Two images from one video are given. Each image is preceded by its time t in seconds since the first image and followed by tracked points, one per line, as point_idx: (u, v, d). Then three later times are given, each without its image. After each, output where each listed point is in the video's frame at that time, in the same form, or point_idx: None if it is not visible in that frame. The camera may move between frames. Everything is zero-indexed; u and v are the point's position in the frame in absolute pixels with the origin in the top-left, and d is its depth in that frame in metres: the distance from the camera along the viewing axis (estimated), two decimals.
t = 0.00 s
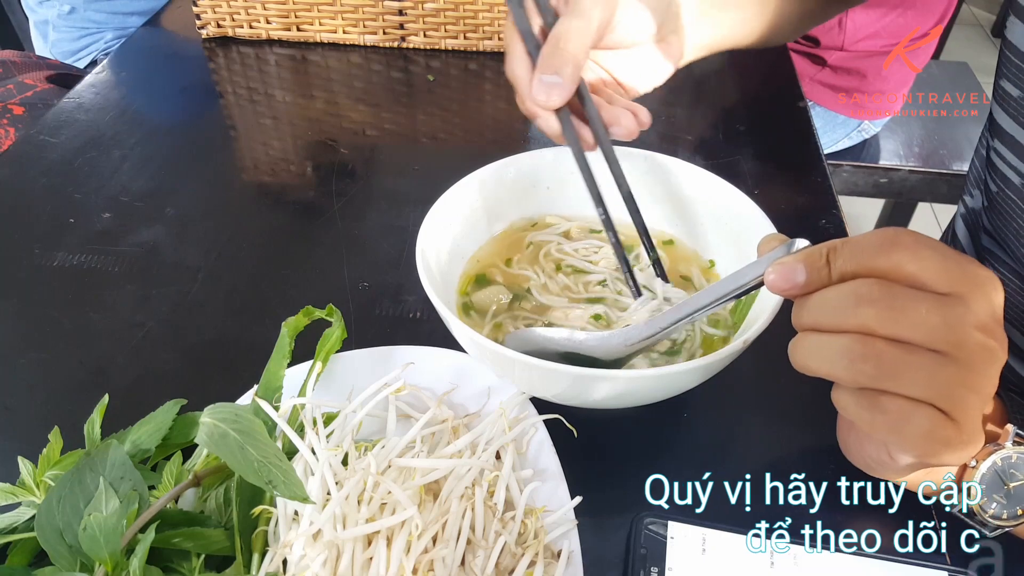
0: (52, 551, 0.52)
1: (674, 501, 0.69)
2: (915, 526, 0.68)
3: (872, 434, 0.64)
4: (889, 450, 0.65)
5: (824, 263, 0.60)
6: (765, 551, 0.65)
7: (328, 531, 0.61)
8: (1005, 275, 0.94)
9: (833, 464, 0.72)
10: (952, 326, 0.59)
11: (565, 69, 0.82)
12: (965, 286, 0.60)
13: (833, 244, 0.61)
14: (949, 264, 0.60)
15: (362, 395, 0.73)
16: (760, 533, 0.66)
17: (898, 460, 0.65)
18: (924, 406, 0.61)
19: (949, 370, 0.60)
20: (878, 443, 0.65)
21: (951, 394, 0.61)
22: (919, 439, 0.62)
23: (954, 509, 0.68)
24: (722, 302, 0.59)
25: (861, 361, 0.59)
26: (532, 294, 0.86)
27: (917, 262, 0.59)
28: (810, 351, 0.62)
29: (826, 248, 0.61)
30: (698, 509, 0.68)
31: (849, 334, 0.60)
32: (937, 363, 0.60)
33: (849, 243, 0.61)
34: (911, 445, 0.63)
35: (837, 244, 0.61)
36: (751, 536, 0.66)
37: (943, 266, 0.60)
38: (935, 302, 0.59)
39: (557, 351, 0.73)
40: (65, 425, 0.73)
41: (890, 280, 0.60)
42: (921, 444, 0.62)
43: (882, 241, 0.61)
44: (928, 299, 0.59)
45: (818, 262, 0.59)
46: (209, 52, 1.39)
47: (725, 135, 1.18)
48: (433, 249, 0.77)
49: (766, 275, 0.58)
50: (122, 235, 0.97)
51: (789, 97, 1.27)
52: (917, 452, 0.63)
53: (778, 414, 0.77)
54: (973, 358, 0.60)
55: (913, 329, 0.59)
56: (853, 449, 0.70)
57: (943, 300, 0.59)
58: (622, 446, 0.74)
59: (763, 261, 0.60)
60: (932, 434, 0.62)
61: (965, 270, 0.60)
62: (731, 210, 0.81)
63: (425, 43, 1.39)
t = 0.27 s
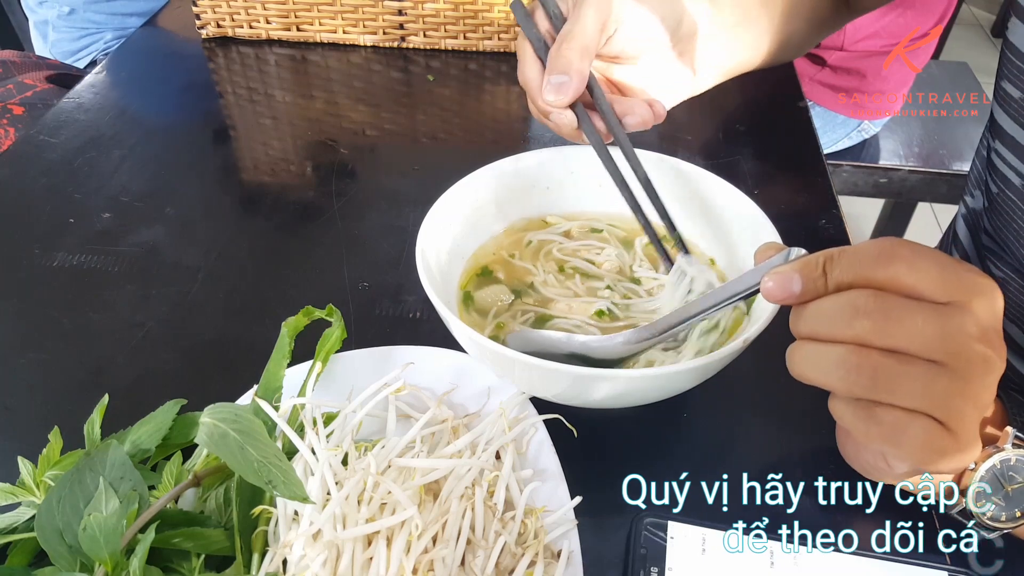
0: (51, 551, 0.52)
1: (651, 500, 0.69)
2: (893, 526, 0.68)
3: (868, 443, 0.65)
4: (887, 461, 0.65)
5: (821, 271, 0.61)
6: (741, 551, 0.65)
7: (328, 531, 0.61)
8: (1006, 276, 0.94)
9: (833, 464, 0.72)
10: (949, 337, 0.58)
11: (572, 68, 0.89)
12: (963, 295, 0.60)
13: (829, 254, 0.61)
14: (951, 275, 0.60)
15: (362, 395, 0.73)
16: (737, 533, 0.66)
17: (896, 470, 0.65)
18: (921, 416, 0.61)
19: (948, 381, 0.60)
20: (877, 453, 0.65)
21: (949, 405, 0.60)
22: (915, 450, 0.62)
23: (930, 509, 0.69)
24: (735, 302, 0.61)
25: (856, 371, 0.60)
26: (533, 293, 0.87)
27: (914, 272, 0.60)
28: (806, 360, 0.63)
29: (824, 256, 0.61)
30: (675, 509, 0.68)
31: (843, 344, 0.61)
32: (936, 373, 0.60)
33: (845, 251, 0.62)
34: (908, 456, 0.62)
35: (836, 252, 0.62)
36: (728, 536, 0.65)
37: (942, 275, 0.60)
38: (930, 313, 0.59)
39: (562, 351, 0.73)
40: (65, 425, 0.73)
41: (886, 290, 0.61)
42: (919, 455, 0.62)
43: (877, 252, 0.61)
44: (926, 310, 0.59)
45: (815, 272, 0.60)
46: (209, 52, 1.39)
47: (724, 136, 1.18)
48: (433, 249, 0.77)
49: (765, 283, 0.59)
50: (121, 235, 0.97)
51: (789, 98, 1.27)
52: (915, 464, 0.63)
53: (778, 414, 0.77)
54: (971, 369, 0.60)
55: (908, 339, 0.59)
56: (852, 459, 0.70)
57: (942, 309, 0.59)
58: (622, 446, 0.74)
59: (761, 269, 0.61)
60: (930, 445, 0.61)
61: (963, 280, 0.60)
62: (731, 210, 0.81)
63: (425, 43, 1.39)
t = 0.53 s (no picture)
0: (51, 552, 0.52)
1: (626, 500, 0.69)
2: (870, 526, 0.67)
3: (865, 450, 0.65)
4: (885, 466, 0.65)
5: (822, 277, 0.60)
6: (718, 551, 0.65)
7: (328, 531, 0.61)
8: (1009, 275, 0.93)
9: (833, 464, 0.72)
10: (947, 345, 0.59)
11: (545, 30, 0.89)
12: (961, 303, 0.60)
13: (828, 260, 0.61)
14: (949, 283, 0.60)
15: (362, 395, 0.73)
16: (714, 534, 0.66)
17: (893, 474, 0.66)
18: (917, 423, 0.62)
19: (945, 388, 0.60)
20: (873, 459, 0.65)
21: (946, 412, 0.61)
22: (912, 456, 0.62)
23: (908, 509, 0.69)
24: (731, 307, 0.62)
25: (853, 378, 0.60)
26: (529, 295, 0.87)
27: (912, 279, 0.60)
28: (803, 367, 0.63)
29: (824, 261, 0.61)
30: (652, 509, 0.68)
31: (842, 351, 0.61)
32: (933, 380, 0.60)
33: (845, 258, 0.61)
34: (905, 462, 0.63)
35: (836, 258, 0.61)
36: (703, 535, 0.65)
37: (940, 282, 0.60)
38: (929, 321, 0.59)
39: (561, 354, 0.73)
40: (65, 425, 0.73)
41: (884, 297, 0.61)
42: (915, 461, 0.63)
43: (876, 260, 0.61)
44: (925, 317, 0.59)
45: (814, 278, 0.60)
46: (208, 52, 1.39)
47: (724, 136, 1.18)
48: (433, 249, 0.77)
49: (762, 288, 0.59)
50: (121, 235, 0.97)
51: (789, 97, 1.27)
52: (912, 469, 0.64)
53: (778, 413, 0.77)
54: (968, 376, 0.61)
55: (907, 346, 0.59)
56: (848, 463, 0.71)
57: (939, 316, 0.60)
58: (622, 447, 0.74)
59: (759, 275, 0.62)
60: (924, 451, 0.62)
61: (961, 287, 0.61)
62: (731, 212, 0.81)
63: (425, 43, 1.39)
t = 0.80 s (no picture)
0: (51, 552, 0.52)
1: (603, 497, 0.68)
2: (848, 526, 0.68)
3: (863, 447, 0.65)
4: (884, 465, 0.65)
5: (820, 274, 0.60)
6: (695, 550, 0.65)
7: (328, 532, 0.61)
8: (1008, 272, 0.93)
9: (834, 464, 0.72)
10: (946, 342, 0.59)
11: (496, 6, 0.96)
12: (959, 300, 0.60)
13: (827, 257, 0.61)
14: (946, 280, 0.61)
15: (362, 395, 0.73)
16: (692, 533, 0.66)
17: (892, 473, 0.66)
18: (916, 421, 0.62)
19: (944, 386, 0.60)
20: (872, 458, 0.65)
21: (945, 410, 0.61)
22: (911, 455, 0.62)
23: (885, 509, 0.69)
24: (728, 305, 0.62)
25: (851, 375, 0.60)
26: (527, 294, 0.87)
27: (909, 277, 0.61)
28: (802, 364, 0.63)
29: (822, 259, 0.61)
30: (629, 509, 0.68)
31: (840, 348, 0.61)
32: (932, 378, 0.60)
33: (842, 256, 0.62)
34: (904, 460, 0.63)
35: (833, 255, 0.62)
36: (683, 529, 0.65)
37: (937, 280, 0.60)
38: (926, 318, 0.59)
39: (563, 352, 0.73)
40: (64, 425, 0.73)
41: (883, 295, 0.61)
42: (914, 460, 0.62)
43: (874, 256, 0.62)
44: (923, 314, 0.60)
45: (813, 276, 0.60)
46: (208, 52, 1.39)
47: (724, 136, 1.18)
48: (433, 248, 0.77)
49: (760, 286, 0.59)
50: (121, 235, 0.97)
51: (789, 97, 1.27)
52: (911, 468, 0.64)
53: (778, 414, 0.77)
54: (967, 374, 0.60)
55: (905, 344, 0.59)
56: (848, 461, 0.71)
57: (937, 314, 0.60)
58: (622, 447, 0.74)
59: (758, 273, 0.62)
60: (926, 451, 0.62)
61: (960, 285, 0.61)
62: (730, 210, 0.81)
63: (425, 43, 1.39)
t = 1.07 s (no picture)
0: (51, 551, 0.52)
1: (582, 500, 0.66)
2: (825, 526, 0.67)
3: (862, 447, 0.65)
4: (883, 466, 0.65)
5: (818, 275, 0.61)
6: (671, 550, 0.64)
7: (328, 532, 0.61)
8: (1006, 273, 0.93)
9: (834, 464, 0.72)
10: (944, 342, 0.59)
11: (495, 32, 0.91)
12: (958, 300, 0.60)
13: (824, 258, 0.62)
14: (945, 280, 0.61)
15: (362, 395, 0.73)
16: (668, 533, 0.65)
17: (891, 473, 0.66)
18: (915, 422, 0.62)
19: (943, 387, 0.60)
20: (871, 458, 0.65)
21: (943, 410, 0.61)
22: (909, 455, 0.62)
23: (862, 510, 0.69)
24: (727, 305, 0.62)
25: (849, 375, 0.60)
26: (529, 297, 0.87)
27: (908, 277, 0.61)
28: (800, 364, 0.63)
29: (820, 260, 0.61)
30: (606, 509, 0.68)
31: (839, 348, 0.61)
32: (931, 378, 0.60)
33: (840, 256, 0.62)
34: (902, 461, 0.63)
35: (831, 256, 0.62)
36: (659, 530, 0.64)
37: (935, 280, 0.60)
38: (925, 318, 0.59)
39: (563, 352, 0.73)
40: (64, 425, 0.73)
41: (881, 295, 0.61)
42: (913, 460, 0.62)
43: (871, 257, 0.62)
44: (921, 315, 0.59)
45: (810, 276, 0.60)
46: (208, 52, 1.39)
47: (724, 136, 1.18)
48: (433, 249, 0.77)
49: (760, 287, 0.60)
50: (121, 236, 0.97)
51: (789, 98, 1.27)
52: (910, 468, 0.64)
53: (778, 414, 0.77)
54: (965, 374, 0.60)
55: (904, 345, 0.59)
56: (848, 461, 0.70)
57: (936, 314, 0.60)
58: (622, 447, 0.74)
59: (757, 273, 0.62)
60: (925, 452, 0.62)
61: (959, 285, 0.61)
62: (730, 210, 0.81)
63: (425, 43, 1.39)
